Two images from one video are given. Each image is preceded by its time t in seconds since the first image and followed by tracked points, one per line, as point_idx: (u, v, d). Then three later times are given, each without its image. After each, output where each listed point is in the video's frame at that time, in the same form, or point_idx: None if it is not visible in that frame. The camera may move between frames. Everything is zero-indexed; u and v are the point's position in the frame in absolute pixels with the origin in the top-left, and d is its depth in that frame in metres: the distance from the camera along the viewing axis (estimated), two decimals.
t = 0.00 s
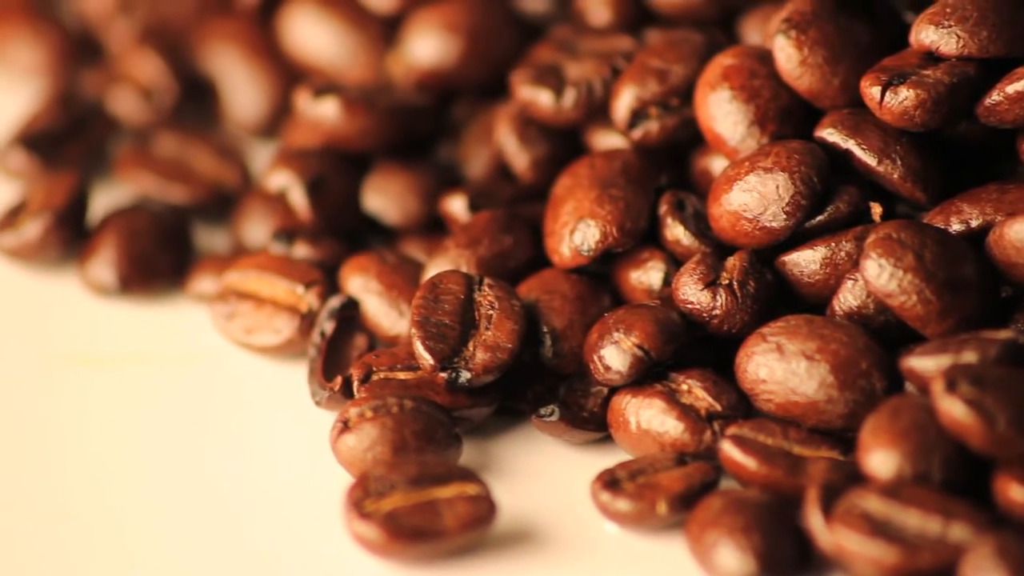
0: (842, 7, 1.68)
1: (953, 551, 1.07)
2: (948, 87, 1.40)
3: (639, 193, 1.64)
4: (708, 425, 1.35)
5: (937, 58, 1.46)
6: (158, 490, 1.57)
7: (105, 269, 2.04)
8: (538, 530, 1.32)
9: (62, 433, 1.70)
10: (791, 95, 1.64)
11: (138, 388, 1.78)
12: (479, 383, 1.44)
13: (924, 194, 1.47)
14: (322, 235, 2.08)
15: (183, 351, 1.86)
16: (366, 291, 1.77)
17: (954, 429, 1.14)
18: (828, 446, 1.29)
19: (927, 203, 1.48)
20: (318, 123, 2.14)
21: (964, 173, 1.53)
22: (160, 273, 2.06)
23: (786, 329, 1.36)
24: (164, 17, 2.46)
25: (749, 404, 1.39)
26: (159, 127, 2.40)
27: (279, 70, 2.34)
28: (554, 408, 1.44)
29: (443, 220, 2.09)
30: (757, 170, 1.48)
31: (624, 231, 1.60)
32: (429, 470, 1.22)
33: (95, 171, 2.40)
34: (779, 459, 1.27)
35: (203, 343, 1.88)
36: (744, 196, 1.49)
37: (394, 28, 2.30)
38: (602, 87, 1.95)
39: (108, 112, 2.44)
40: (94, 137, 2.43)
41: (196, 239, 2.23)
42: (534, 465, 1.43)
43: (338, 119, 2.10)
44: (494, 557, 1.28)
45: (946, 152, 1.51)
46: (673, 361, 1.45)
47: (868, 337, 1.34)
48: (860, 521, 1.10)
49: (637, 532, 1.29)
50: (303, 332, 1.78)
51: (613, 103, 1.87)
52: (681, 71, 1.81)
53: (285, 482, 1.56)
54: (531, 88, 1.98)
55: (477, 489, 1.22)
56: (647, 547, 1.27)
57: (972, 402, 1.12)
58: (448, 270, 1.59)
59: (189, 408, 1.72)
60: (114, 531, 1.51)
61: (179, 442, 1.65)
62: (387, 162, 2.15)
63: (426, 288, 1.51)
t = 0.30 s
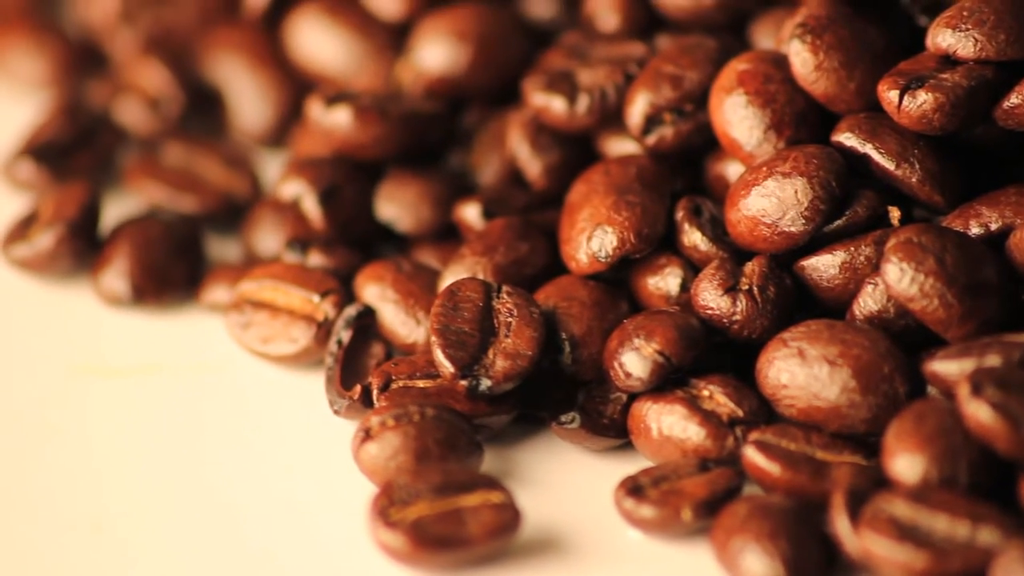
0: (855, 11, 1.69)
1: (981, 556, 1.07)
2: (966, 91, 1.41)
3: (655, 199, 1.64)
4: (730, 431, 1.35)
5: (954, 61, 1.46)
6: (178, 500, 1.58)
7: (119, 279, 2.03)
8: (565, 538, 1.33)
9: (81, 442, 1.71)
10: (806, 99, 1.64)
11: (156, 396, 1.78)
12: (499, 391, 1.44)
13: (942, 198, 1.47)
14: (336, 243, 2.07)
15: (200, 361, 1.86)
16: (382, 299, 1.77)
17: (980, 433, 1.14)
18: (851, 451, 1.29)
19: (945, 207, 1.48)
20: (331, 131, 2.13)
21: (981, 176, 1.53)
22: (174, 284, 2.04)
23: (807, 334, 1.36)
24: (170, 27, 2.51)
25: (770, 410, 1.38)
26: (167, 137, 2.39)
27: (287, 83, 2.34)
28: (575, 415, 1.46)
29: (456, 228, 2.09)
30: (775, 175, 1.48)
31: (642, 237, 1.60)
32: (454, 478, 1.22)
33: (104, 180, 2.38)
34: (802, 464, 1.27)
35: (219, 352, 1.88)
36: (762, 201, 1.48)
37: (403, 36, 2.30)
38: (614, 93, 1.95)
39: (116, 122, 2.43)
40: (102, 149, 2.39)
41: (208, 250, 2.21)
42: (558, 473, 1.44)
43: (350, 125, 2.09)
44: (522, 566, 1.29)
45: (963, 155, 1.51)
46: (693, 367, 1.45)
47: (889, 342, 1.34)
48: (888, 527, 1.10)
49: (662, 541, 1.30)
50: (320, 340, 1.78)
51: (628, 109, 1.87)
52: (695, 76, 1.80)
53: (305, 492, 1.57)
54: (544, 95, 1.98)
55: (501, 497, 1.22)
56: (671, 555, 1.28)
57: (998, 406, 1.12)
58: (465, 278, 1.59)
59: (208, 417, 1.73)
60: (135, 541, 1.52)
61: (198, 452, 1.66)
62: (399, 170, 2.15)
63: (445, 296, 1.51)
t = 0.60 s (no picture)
0: (869, 15, 1.69)
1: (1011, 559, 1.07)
2: (983, 94, 1.41)
3: (671, 205, 1.64)
4: (751, 436, 1.34)
5: (971, 64, 1.46)
6: (200, 512, 1.58)
7: (132, 290, 2.01)
8: (589, 547, 1.34)
9: (101, 452, 1.71)
10: (821, 104, 1.64)
11: (175, 406, 1.78)
12: (519, 398, 1.44)
13: (960, 202, 1.47)
14: (349, 251, 2.07)
15: (218, 370, 1.86)
16: (398, 307, 1.77)
17: (1005, 435, 1.14)
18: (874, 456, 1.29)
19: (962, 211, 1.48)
20: (341, 139, 2.12)
21: (997, 179, 1.53)
22: (186, 295, 2.02)
23: (828, 338, 1.36)
24: (175, 35, 2.49)
25: (791, 415, 1.38)
26: (175, 147, 2.39)
27: (293, 92, 2.35)
28: (596, 421, 1.46)
29: (469, 235, 2.09)
30: (793, 180, 1.48)
31: (659, 243, 1.60)
32: (478, 487, 1.23)
33: (113, 190, 2.37)
34: (826, 469, 1.26)
35: (237, 361, 1.88)
36: (780, 205, 1.48)
37: (411, 43, 2.30)
38: (627, 98, 1.95)
39: (125, 132, 2.42)
40: (111, 159, 2.39)
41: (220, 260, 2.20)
42: (579, 481, 1.44)
43: (361, 134, 2.08)
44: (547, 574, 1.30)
45: (980, 159, 1.52)
46: (713, 373, 1.44)
47: (910, 346, 1.34)
48: (916, 530, 1.10)
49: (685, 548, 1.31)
50: (337, 348, 1.77)
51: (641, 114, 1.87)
52: (708, 81, 1.80)
53: (326, 504, 1.57)
54: (557, 101, 1.98)
55: (524, 505, 1.23)
56: (695, 562, 1.29)
57: None
58: (482, 285, 1.58)
59: (228, 427, 1.73)
60: (159, 553, 1.53)
61: (219, 462, 1.66)
62: (411, 178, 2.15)
63: (464, 304, 1.51)
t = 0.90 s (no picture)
0: (883, 19, 1.69)
1: None
2: (1002, 96, 1.42)
3: (688, 210, 1.64)
4: (774, 442, 1.34)
5: (988, 67, 1.47)
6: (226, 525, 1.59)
7: (146, 300, 1.98)
8: (615, 555, 1.36)
9: (124, 464, 1.71)
10: (837, 108, 1.64)
11: (195, 417, 1.78)
12: (540, 405, 1.45)
13: (978, 205, 1.47)
14: (363, 259, 2.07)
15: (232, 379, 1.86)
16: (414, 315, 1.76)
17: None
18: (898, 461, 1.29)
19: (980, 214, 1.49)
20: (354, 147, 2.11)
21: (1014, 181, 1.54)
22: (202, 305, 2.00)
23: (849, 343, 1.36)
24: (182, 46, 2.50)
25: (812, 419, 1.38)
26: (184, 156, 2.37)
27: (300, 101, 2.35)
28: (617, 428, 1.47)
29: (482, 242, 2.08)
30: (811, 184, 1.48)
31: (676, 249, 1.60)
32: (503, 494, 1.26)
33: (123, 200, 2.34)
34: (850, 474, 1.26)
35: (252, 371, 1.87)
36: (799, 210, 1.48)
37: (419, 52, 2.31)
38: (639, 104, 1.95)
39: (133, 141, 2.38)
40: (121, 169, 2.35)
41: (231, 271, 2.19)
42: (601, 488, 1.46)
43: (373, 142, 2.07)
44: None
45: (996, 161, 1.52)
46: (734, 378, 1.44)
47: (931, 350, 1.34)
48: (944, 534, 1.10)
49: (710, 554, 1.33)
50: (354, 356, 1.76)
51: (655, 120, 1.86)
52: (722, 86, 1.80)
53: (344, 518, 1.58)
54: (571, 108, 1.98)
55: (548, 512, 1.26)
56: (720, 568, 1.32)
57: None
58: (500, 292, 1.58)
59: (250, 438, 1.73)
60: (188, 567, 1.54)
61: (243, 475, 1.67)
62: (424, 186, 2.14)
63: (483, 312, 1.50)
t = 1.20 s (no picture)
0: (898, 22, 1.69)
1: None
2: (1020, 100, 1.42)
3: (705, 216, 1.64)
4: (796, 447, 1.34)
5: (1005, 70, 1.48)
6: (250, 538, 1.59)
7: (160, 310, 1.96)
8: (639, 561, 1.37)
9: (143, 477, 1.70)
10: (853, 113, 1.64)
11: (213, 428, 1.78)
12: (561, 412, 1.44)
13: (996, 208, 1.47)
14: (377, 267, 2.06)
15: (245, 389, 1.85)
16: (430, 323, 1.76)
17: None
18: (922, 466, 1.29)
19: (998, 217, 1.49)
20: (367, 156, 2.08)
21: None
22: (216, 315, 1.98)
23: (871, 347, 1.36)
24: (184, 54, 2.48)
25: (834, 424, 1.38)
26: (192, 166, 2.36)
27: (308, 110, 2.35)
28: (638, 434, 1.47)
29: (497, 249, 2.07)
30: (830, 189, 1.48)
31: (694, 255, 1.60)
32: (528, 501, 1.28)
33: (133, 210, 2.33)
34: (874, 479, 1.26)
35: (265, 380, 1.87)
36: (818, 214, 1.48)
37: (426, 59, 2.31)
38: (653, 110, 1.95)
39: (142, 152, 2.38)
40: (130, 178, 2.34)
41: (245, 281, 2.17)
42: (623, 495, 1.47)
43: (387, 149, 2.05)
44: None
45: (1013, 164, 1.52)
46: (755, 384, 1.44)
47: (953, 354, 1.34)
48: (972, 538, 1.12)
49: (733, 560, 1.34)
50: (371, 364, 1.76)
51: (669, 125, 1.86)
52: (737, 90, 1.80)
53: (361, 529, 1.58)
54: (584, 114, 1.98)
55: (573, 519, 1.28)
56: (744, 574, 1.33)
57: None
58: (518, 300, 1.58)
59: (269, 449, 1.73)
60: None
61: (261, 487, 1.66)
62: (438, 195, 2.12)
63: (503, 320, 1.50)
